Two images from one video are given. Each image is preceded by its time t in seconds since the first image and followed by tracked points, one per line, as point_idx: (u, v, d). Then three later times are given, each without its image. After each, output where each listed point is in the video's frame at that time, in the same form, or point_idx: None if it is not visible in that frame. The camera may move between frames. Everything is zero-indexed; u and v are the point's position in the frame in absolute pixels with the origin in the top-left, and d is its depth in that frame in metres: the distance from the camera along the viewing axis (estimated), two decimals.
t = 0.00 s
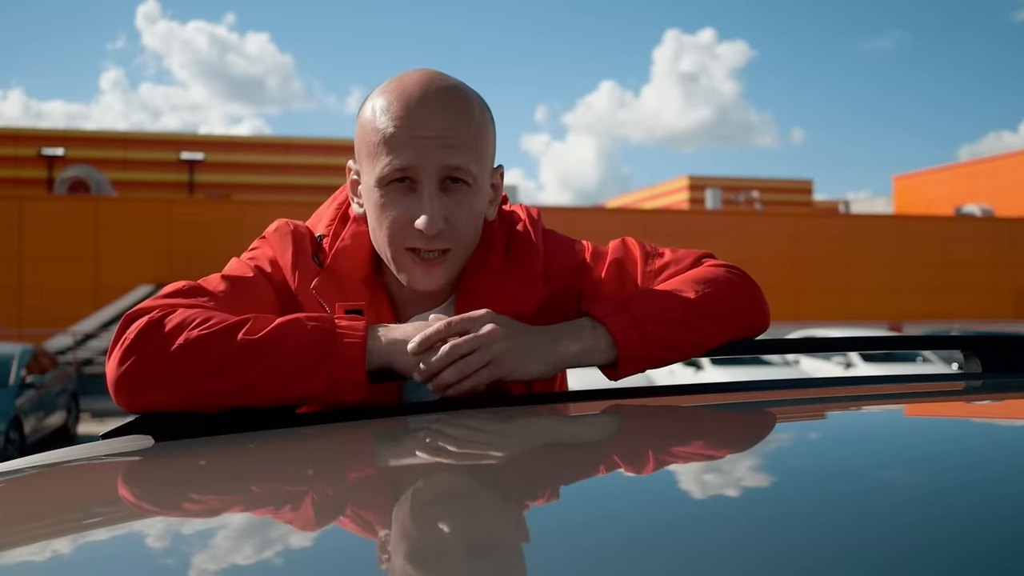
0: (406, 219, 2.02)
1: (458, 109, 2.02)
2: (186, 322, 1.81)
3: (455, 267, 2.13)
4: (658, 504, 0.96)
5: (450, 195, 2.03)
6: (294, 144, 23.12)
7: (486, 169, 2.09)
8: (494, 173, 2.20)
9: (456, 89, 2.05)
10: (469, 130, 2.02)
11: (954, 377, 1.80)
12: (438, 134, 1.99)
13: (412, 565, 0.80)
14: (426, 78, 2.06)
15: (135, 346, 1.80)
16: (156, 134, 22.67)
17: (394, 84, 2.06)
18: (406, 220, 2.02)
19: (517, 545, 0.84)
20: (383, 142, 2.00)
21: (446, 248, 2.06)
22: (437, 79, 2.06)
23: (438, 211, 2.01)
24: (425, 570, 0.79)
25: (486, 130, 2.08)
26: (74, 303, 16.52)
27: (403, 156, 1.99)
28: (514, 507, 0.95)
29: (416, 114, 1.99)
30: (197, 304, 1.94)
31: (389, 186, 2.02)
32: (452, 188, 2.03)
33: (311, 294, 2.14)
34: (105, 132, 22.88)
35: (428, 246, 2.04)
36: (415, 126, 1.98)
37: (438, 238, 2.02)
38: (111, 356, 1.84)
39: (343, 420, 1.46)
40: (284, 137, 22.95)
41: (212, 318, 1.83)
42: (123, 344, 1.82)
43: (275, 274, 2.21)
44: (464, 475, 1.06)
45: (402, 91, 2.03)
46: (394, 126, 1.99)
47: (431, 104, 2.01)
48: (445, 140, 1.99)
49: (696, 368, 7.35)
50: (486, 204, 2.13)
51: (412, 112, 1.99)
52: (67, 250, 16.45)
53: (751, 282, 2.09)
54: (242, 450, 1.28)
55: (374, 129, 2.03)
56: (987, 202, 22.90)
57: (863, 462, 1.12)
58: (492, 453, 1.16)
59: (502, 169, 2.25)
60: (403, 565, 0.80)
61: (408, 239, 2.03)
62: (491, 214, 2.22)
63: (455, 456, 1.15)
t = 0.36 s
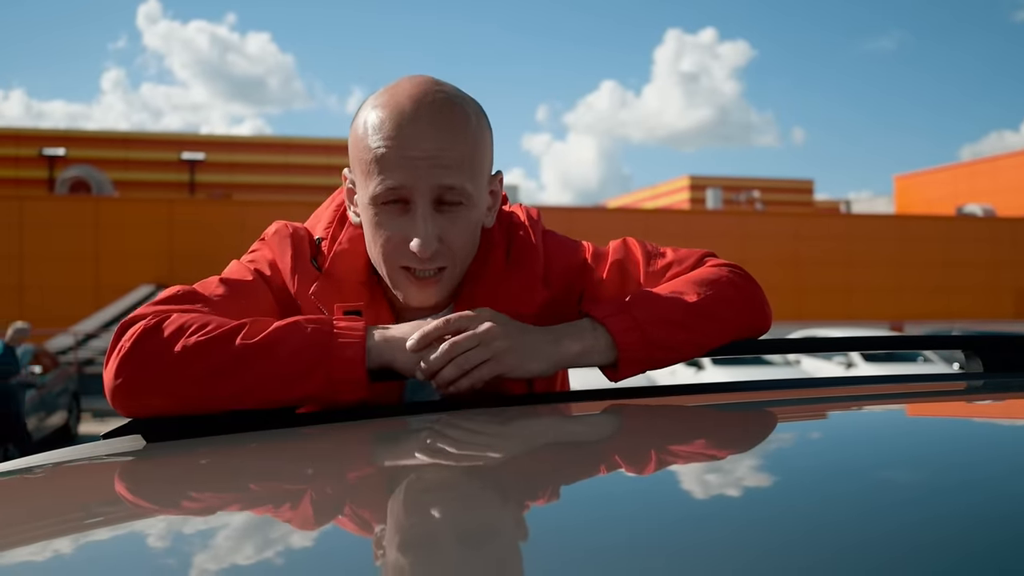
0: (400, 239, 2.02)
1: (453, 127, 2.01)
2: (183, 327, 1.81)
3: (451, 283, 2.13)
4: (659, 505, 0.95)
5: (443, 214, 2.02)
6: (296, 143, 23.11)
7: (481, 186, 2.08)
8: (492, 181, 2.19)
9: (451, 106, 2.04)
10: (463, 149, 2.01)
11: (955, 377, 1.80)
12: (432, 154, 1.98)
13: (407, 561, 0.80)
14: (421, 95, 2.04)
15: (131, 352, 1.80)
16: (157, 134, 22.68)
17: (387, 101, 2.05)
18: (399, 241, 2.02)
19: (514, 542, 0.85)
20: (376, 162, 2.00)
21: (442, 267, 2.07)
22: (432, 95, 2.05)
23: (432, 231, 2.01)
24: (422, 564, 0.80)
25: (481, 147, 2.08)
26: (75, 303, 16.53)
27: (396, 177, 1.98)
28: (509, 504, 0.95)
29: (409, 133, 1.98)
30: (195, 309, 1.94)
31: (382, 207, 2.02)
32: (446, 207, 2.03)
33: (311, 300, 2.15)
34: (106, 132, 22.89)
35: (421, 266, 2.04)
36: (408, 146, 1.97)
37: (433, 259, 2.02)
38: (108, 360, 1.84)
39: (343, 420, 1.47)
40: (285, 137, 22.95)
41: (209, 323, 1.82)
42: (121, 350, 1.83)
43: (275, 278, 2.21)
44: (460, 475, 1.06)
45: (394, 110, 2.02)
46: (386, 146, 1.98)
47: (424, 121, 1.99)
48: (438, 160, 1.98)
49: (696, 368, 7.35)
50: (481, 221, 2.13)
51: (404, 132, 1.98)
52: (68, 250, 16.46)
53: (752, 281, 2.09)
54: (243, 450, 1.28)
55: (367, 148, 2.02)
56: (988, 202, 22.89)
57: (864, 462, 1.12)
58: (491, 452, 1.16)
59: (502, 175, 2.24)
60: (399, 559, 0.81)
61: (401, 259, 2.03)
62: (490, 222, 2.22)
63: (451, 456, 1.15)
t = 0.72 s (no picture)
0: (403, 233, 2.02)
1: (454, 121, 2.01)
2: (180, 329, 1.81)
3: (454, 278, 2.13)
4: (661, 505, 0.95)
5: (446, 208, 2.03)
6: (299, 143, 23.11)
7: (482, 181, 2.09)
8: (493, 182, 2.20)
9: (451, 101, 2.05)
10: (464, 142, 2.01)
11: (958, 377, 1.80)
12: (434, 149, 1.98)
13: (408, 560, 0.80)
14: (420, 92, 2.05)
15: (128, 356, 1.79)
16: (159, 134, 22.69)
17: (388, 99, 2.05)
18: (402, 235, 2.02)
19: (514, 539, 0.85)
20: (378, 157, 2.00)
21: (445, 260, 2.07)
22: (431, 91, 2.05)
23: (434, 225, 2.01)
24: (423, 562, 0.80)
25: (482, 142, 2.08)
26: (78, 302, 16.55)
27: (398, 171, 1.98)
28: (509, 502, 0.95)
29: (410, 128, 1.98)
30: (190, 311, 1.94)
31: (385, 202, 2.02)
32: (448, 201, 2.03)
33: (318, 303, 2.15)
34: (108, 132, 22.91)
35: (425, 259, 2.04)
36: (409, 141, 1.98)
37: (436, 251, 2.03)
38: (104, 366, 1.84)
39: (348, 419, 1.47)
40: (288, 137, 22.97)
41: (204, 323, 1.82)
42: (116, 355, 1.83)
43: (279, 284, 2.20)
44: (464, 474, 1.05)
45: (395, 107, 2.02)
46: (388, 141, 1.99)
47: (424, 117, 2.00)
48: (439, 154, 1.99)
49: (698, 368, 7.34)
50: (483, 216, 2.13)
51: (405, 127, 1.99)
52: (71, 250, 16.48)
53: (752, 280, 2.09)
54: (246, 451, 1.28)
55: (369, 145, 2.02)
56: (991, 202, 22.86)
57: (866, 462, 1.12)
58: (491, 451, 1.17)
59: (502, 176, 2.24)
60: (401, 557, 0.82)
61: (405, 253, 2.03)
62: (492, 222, 2.23)
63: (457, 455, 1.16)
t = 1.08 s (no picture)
0: (402, 224, 2.02)
1: (453, 113, 2.02)
2: (177, 327, 1.82)
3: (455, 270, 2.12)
4: (662, 505, 0.95)
5: (445, 199, 2.03)
6: (301, 142, 23.11)
7: (481, 173, 2.09)
8: (494, 178, 2.20)
9: (450, 94, 2.06)
10: (462, 133, 2.02)
11: (961, 375, 1.80)
12: (433, 139, 1.99)
13: (411, 562, 0.80)
14: (420, 84, 2.06)
15: (125, 355, 1.80)
16: (161, 133, 22.70)
17: (388, 92, 2.06)
18: (401, 226, 2.02)
19: (517, 539, 0.85)
20: (377, 149, 2.00)
21: (444, 251, 2.06)
22: (431, 85, 2.06)
23: (434, 216, 2.01)
24: (426, 564, 0.80)
25: (481, 134, 2.08)
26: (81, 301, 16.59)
27: (397, 162, 1.98)
28: (510, 502, 0.95)
29: (409, 119, 1.99)
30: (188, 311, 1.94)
31: (384, 192, 2.02)
32: (447, 192, 2.03)
33: (318, 297, 2.15)
34: (110, 131, 22.93)
35: (425, 250, 2.03)
36: (408, 132, 1.98)
37: (435, 242, 2.02)
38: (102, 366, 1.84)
39: (345, 418, 1.47)
40: (289, 136, 22.97)
41: (200, 321, 1.83)
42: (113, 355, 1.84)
43: (278, 281, 2.21)
44: (465, 475, 1.06)
45: (395, 100, 2.03)
46: (387, 133, 1.99)
47: (423, 108, 2.01)
48: (438, 145, 1.99)
49: (702, 367, 7.34)
50: (483, 209, 2.13)
51: (404, 119, 1.99)
52: (72, 250, 16.50)
53: (754, 280, 2.09)
54: (251, 450, 1.28)
55: (369, 138, 2.03)
56: (994, 199, 22.81)
57: (869, 460, 1.12)
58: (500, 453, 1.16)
59: (503, 171, 2.24)
60: (404, 559, 0.81)
61: (403, 244, 2.03)
62: (493, 217, 2.23)
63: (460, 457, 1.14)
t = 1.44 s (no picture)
0: (408, 225, 2.02)
1: (464, 117, 2.02)
2: (167, 328, 1.84)
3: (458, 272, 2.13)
4: (664, 506, 0.94)
5: (452, 202, 2.03)
6: (304, 141, 23.09)
7: (490, 177, 2.09)
8: (501, 178, 2.20)
9: (462, 97, 2.05)
10: (472, 138, 2.01)
11: (964, 374, 1.80)
12: (443, 143, 1.98)
13: (416, 561, 0.80)
14: (432, 85, 2.05)
15: (119, 356, 1.83)
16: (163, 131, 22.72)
17: (399, 92, 2.05)
18: (407, 228, 2.02)
19: (521, 539, 0.85)
20: (387, 149, 2.00)
21: (449, 254, 2.07)
22: (442, 86, 2.06)
23: (440, 219, 2.01)
24: (431, 562, 0.79)
25: (492, 137, 2.08)
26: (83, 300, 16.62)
27: (406, 165, 1.98)
28: (514, 501, 0.95)
29: (420, 122, 1.98)
30: (181, 313, 1.95)
31: (391, 194, 2.02)
32: (455, 196, 2.03)
33: (310, 287, 2.14)
34: (113, 130, 22.96)
35: (430, 253, 2.04)
36: (417, 135, 1.98)
37: (440, 246, 2.02)
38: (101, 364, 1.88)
39: (343, 417, 1.47)
40: (292, 134, 22.98)
41: (187, 325, 1.84)
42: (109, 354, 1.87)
43: (274, 273, 2.20)
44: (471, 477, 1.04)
45: (406, 101, 2.02)
46: (396, 134, 1.99)
47: (434, 111, 2.00)
48: (448, 150, 1.98)
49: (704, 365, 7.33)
50: (489, 212, 2.13)
51: (415, 121, 1.99)
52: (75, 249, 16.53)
53: (755, 282, 2.09)
54: (252, 447, 1.28)
55: (378, 138, 2.02)
56: (997, 197, 22.73)
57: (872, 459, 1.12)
58: (502, 454, 1.15)
59: (510, 172, 2.24)
60: (409, 559, 0.81)
61: (408, 246, 2.04)
62: (498, 218, 2.23)
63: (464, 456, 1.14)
